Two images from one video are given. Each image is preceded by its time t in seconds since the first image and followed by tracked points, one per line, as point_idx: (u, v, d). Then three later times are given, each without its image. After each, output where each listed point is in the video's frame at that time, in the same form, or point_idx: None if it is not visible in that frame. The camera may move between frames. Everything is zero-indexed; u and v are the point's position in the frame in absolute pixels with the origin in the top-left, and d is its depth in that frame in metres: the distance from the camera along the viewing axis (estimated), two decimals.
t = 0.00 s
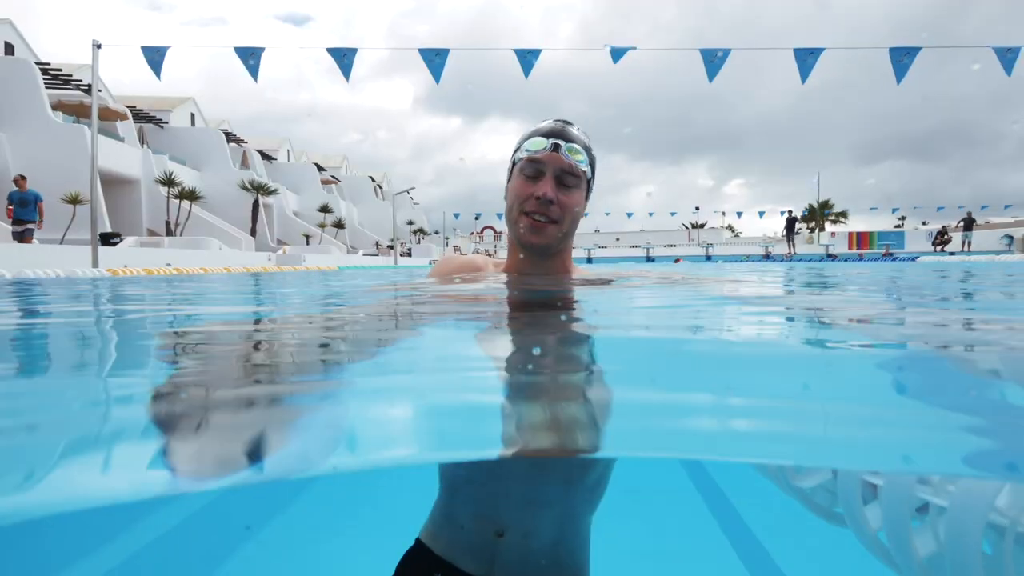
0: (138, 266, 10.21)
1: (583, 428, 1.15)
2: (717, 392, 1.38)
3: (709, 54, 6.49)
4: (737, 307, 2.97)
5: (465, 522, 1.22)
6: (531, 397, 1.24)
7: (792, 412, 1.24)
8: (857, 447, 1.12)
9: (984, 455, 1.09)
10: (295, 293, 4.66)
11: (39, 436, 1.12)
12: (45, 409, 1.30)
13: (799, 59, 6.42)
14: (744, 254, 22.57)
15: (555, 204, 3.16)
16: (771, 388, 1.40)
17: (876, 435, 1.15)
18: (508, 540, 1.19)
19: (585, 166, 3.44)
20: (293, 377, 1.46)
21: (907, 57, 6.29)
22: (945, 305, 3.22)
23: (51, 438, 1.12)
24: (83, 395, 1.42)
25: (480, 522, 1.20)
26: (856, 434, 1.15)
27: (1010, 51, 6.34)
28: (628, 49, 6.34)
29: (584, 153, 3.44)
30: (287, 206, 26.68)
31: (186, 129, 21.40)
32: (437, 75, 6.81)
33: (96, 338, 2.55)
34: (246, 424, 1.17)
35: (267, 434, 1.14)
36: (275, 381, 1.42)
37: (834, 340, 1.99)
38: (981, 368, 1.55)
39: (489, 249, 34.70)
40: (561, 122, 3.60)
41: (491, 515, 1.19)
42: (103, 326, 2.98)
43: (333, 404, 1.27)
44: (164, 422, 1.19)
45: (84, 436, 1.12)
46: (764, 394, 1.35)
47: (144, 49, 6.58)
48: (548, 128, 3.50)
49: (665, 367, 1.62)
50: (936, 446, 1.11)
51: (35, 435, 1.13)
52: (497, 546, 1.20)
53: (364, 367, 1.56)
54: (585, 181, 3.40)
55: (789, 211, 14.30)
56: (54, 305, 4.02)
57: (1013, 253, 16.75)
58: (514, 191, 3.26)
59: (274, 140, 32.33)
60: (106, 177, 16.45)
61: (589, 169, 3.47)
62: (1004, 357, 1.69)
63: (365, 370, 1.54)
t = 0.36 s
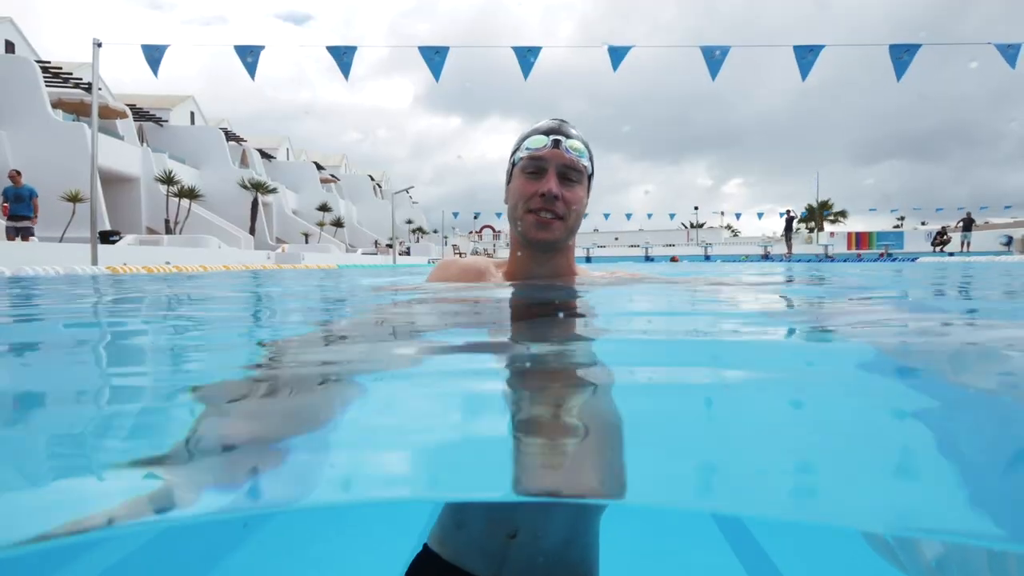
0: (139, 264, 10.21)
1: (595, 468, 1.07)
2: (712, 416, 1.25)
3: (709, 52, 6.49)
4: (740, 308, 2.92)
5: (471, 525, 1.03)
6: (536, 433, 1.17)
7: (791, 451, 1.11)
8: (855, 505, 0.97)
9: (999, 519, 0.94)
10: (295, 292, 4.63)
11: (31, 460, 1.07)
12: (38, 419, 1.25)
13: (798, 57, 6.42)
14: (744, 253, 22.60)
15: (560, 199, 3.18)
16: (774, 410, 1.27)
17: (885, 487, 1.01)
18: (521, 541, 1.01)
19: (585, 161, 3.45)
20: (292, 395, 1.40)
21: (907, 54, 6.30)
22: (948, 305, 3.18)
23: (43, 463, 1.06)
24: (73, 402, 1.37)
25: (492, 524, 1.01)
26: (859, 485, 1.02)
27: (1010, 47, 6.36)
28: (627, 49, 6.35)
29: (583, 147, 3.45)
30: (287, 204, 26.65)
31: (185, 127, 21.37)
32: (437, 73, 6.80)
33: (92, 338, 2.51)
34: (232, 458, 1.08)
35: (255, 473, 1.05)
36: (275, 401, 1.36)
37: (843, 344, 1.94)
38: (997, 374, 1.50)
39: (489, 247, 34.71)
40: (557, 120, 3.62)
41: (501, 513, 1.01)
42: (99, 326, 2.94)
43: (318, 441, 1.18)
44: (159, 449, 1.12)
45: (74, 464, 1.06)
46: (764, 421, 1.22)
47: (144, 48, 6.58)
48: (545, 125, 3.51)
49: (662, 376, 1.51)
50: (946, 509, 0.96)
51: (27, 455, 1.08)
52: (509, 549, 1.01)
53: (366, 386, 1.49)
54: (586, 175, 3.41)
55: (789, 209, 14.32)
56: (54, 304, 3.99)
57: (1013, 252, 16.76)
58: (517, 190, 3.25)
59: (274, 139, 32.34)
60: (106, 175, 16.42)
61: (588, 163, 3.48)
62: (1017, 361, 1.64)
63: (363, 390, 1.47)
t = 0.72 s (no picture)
0: (137, 261, 10.20)
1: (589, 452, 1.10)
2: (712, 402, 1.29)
3: (709, 51, 6.49)
4: (736, 306, 2.95)
5: (470, 519, 1.11)
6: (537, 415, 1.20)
7: (788, 436, 1.15)
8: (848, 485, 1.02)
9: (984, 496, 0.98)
10: (293, 289, 4.64)
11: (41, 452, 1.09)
12: (46, 411, 1.28)
13: (798, 57, 6.42)
14: (742, 252, 22.60)
15: (566, 202, 3.18)
16: (772, 399, 1.31)
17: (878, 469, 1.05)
18: (514, 533, 1.09)
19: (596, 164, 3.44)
20: (294, 385, 1.41)
21: (906, 55, 6.30)
22: (942, 304, 3.22)
23: (52, 454, 1.08)
24: (80, 395, 1.40)
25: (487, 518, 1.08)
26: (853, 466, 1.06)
27: (1009, 48, 6.37)
28: (626, 48, 6.35)
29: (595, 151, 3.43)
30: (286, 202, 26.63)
31: (184, 125, 21.35)
32: (435, 72, 6.80)
33: (91, 335, 2.52)
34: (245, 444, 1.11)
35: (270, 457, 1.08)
36: (278, 390, 1.38)
37: (836, 341, 1.97)
38: (986, 370, 1.52)
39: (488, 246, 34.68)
40: (569, 118, 3.60)
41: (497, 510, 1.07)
42: (99, 322, 2.94)
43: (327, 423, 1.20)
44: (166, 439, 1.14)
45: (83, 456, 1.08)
46: (764, 409, 1.26)
47: (143, 45, 6.57)
48: (557, 123, 3.50)
49: (663, 368, 1.55)
50: (938, 488, 1.01)
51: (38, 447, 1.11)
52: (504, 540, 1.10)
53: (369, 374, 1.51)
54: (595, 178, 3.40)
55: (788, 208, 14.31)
56: (52, 300, 4.01)
57: (1011, 251, 16.77)
58: (523, 188, 3.25)
59: (272, 136, 32.30)
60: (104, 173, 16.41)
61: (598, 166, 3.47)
62: (1007, 358, 1.67)
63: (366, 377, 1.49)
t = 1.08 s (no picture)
0: (137, 261, 10.20)
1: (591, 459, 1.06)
2: (709, 410, 1.25)
3: (708, 50, 6.48)
4: (734, 305, 2.93)
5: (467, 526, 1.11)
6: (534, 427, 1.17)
7: (788, 431, 1.16)
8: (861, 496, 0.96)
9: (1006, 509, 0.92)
10: (292, 289, 4.63)
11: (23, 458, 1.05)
12: (32, 414, 1.25)
13: (797, 56, 6.41)
14: (742, 252, 22.60)
15: (551, 201, 3.17)
16: (772, 406, 1.27)
17: (888, 480, 1.00)
18: (513, 539, 1.11)
19: (580, 161, 3.41)
20: (286, 390, 1.37)
21: (906, 54, 6.29)
22: (942, 303, 3.19)
23: (38, 465, 1.03)
24: (66, 397, 1.38)
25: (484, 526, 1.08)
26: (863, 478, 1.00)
27: (1009, 46, 6.36)
28: (625, 47, 6.34)
29: (578, 148, 3.42)
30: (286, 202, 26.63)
31: (184, 125, 21.32)
32: (433, 73, 6.79)
33: (86, 336, 2.50)
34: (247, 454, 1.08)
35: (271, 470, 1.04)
36: (269, 395, 1.34)
37: (835, 341, 1.94)
38: (987, 370, 1.51)
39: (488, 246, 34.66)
40: (554, 117, 3.59)
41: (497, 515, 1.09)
42: (95, 322, 2.93)
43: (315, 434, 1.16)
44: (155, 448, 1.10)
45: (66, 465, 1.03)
46: (763, 417, 1.21)
47: (141, 44, 6.55)
48: (541, 123, 3.50)
49: (658, 373, 1.50)
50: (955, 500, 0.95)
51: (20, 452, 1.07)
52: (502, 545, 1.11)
53: (363, 380, 1.46)
54: (580, 176, 3.39)
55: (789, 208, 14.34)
56: (51, 301, 4.00)
57: (1011, 251, 16.76)
58: (509, 188, 3.25)
59: (272, 136, 32.28)
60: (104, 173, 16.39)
61: (583, 164, 3.44)
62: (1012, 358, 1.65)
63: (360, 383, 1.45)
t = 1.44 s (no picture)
0: (138, 261, 10.21)
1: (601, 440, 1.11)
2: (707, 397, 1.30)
3: (706, 49, 6.49)
4: (736, 305, 2.94)
5: (470, 524, 1.14)
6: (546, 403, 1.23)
7: (780, 416, 1.20)
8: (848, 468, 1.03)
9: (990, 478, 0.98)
10: (293, 289, 4.65)
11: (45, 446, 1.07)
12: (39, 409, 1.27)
13: (796, 56, 6.43)
14: (742, 251, 22.63)
15: (553, 206, 3.19)
16: (767, 395, 1.32)
17: (876, 452, 1.06)
18: (515, 539, 1.12)
19: (580, 164, 3.40)
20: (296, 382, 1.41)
21: (905, 53, 6.30)
22: (942, 302, 3.21)
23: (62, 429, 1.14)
24: (74, 394, 1.39)
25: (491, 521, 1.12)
26: (854, 453, 1.06)
27: (1008, 45, 6.38)
28: (624, 47, 6.36)
29: (578, 151, 3.40)
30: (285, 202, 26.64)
31: (184, 125, 21.32)
32: (433, 72, 6.80)
33: (89, 335, 2.52)
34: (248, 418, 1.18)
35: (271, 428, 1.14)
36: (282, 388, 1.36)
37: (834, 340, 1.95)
38: (980, 369, 1.53)
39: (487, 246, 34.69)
40: (553, 120, 3.59)
41: (502, 515, 1.12)
42: (98, 322, 2.95)
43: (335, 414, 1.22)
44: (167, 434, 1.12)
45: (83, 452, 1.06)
46: (757, 402, 1.27)
47: (140, 44, 6.56)
48: (539, 127, 3.50)
49: (657, 367, 1.55)
50: (934, 476, 1.00)
51: (31, 441, 1.09)
52: (504, 546, 1.12)
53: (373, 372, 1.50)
54: (582, 178, 3.39)
55: (788, 206, 14.36)
56: (54, 300, 4.02)
57: (1011, 250, 16.79)
58: (509, 197, 3.27)
59: (271, 136, 32.27)
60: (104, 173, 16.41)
61: (584, 166, 3.44)
62: (1005, 357, 1.67)
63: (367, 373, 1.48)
